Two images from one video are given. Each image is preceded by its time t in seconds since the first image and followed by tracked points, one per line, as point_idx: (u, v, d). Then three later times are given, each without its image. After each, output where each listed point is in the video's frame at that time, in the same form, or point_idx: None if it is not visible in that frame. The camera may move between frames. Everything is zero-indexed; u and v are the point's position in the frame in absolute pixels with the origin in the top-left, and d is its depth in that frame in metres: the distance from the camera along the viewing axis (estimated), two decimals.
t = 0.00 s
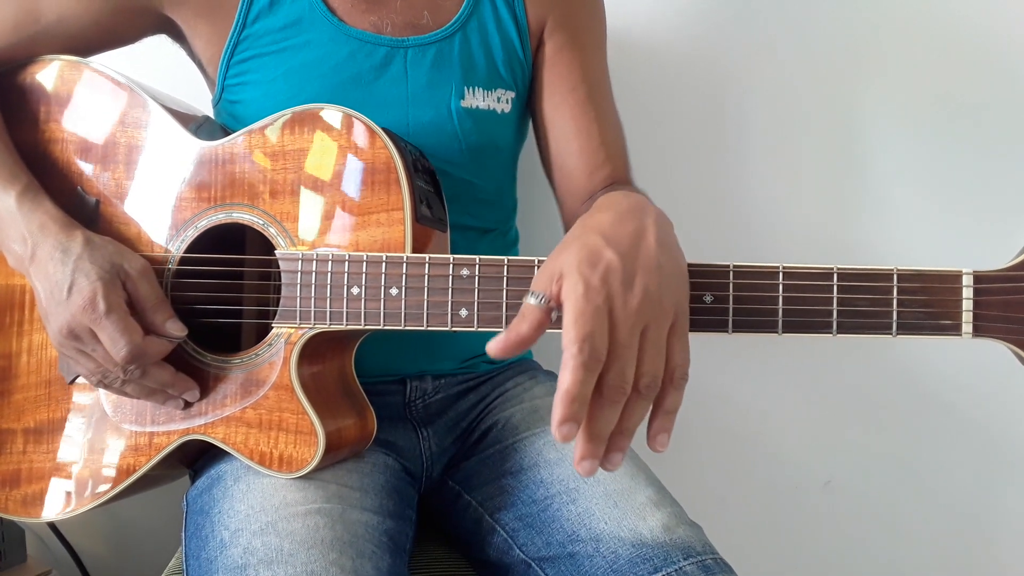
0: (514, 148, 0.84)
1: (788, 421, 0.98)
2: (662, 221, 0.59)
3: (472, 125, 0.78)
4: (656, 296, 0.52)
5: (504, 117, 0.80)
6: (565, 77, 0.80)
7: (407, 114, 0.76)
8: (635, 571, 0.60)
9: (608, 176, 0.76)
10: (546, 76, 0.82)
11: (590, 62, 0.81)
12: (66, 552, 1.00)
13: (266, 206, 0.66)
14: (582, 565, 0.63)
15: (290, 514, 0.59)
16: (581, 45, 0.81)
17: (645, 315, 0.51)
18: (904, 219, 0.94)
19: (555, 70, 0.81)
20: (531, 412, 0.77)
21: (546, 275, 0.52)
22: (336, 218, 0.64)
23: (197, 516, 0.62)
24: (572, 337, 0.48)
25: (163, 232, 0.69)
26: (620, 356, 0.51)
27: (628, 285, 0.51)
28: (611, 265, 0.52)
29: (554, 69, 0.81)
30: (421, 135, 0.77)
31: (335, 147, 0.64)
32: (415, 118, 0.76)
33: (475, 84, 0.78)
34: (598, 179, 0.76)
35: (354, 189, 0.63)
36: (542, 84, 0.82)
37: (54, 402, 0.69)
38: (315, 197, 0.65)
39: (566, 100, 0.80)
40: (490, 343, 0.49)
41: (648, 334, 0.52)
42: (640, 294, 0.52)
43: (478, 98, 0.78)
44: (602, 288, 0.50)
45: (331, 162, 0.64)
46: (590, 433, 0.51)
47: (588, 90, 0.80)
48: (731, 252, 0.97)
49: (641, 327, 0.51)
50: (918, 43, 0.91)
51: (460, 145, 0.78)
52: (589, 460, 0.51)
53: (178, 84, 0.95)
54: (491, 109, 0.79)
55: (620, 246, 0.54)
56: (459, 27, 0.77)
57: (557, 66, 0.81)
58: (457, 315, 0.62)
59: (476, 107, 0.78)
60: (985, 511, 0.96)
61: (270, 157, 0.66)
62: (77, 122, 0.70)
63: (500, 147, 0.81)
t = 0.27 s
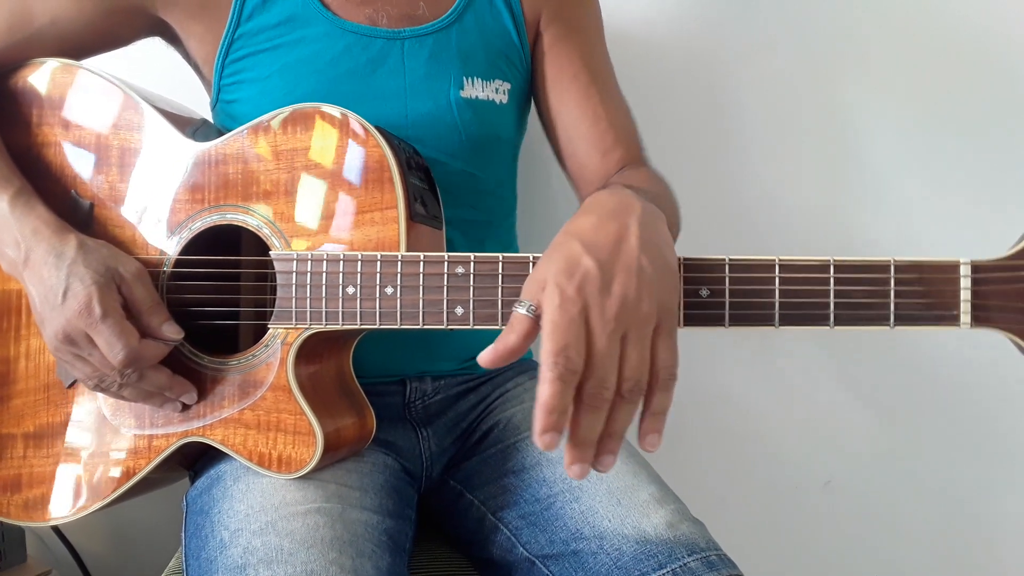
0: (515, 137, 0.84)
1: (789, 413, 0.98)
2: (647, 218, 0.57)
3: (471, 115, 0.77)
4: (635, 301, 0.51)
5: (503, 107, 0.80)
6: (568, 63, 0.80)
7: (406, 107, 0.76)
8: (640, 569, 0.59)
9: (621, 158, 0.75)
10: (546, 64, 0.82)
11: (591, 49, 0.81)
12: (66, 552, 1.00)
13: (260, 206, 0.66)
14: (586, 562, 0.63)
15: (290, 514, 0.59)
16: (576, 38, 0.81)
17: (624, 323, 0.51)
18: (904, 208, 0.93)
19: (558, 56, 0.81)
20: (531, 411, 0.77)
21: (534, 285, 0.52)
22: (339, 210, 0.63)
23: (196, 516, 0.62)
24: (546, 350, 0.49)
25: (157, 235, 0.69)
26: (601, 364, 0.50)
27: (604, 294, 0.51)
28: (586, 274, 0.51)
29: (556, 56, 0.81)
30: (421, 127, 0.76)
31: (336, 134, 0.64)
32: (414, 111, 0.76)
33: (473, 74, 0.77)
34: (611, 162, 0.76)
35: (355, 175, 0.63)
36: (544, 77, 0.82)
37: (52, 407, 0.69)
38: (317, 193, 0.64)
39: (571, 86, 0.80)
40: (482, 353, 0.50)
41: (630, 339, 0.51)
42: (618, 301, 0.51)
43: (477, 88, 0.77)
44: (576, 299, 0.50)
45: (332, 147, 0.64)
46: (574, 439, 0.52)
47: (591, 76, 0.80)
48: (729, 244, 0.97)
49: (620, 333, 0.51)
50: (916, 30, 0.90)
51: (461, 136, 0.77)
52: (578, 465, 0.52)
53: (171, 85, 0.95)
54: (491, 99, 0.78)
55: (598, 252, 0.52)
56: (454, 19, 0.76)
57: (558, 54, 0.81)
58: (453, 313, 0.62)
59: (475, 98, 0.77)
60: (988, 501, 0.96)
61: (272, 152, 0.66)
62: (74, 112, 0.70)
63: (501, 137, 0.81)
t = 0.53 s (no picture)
0: (516, 132, 0.84)
1: (789, 408, 0.99)
2: (651, 216, 0.57)
3: (472, 111, 0.77)
4: (637, 298, 0.52)
5: (502, 104, 0.80)
6: (568, 56, 0.81)
7: (406, 104, 0.76)
8: (640, 567, 0.60)
9: (621, 151, 0.75)
10: (547, 57, 0.82)
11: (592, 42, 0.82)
12: (65, 552, 1.00)
13: (259, 205, 0.66)
14: (586, 561, 0.63)
15: (293, 514, 0.59)
16: (574, 37, 0.81)
17: (626, 319, 0.51)
18: (901, 204, 0.94)
19: (560, 48, 0.81)
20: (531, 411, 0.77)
21: (535, 279, 0.52)
22: (332, 205, 0.64)
23: (198, 517, 0.62)
24: (547, 343, 0.49)
25: (156, 235, 0.68)
26: (599, 359, 0.51)
27: (607, 289, 0.51)
28: (590, 269, 0.51)
29: (557, 49, 0.81)
30: (422, 124, 0.76)
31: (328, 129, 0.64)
32: (415, 108, 0.76)
33: (473, 70, 0.77)
34: (611, 155, 0.76)
35: (347, 169, 0.63)
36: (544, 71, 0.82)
37: (52, 409, 0.68)
38: (313, 190, 0.64)
39: (571, 78, 0.80)
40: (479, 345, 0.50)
41: (629, 336, 0.52)
42: (620, 297, 0.51)
43: (477, 85, 0.77)
44: (579, 293, 0.50)
45: (325, 139, 0.64)
46: (569, 433, 0.52)
47: (591, 69, 0.80)
48: (727, 240, 0.97)
49: (621, 329, 0.51)
50: (912, 26, 0.91)
51: (461, 133, 0.77)
52: (573, 458, 0.52)
53: (168, 85, 0.95)
54: (490, 95, 0.79)
55: (602, 247, 0.53)
56: (454, 16, 0.76)
57: (559, 46, 0.81)
58: (455, 312, 0.62)
59: (475, 94, 0.77)
60: (985, 494, 0.97)
61: (267, 150, 0.66)
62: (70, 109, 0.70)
63: (502, 134, 0.81)
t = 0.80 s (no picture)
0: (516, 136, 0.83)
1: (791, 411, 0.98)
2: (667, 217, 0.58)
3: (473, 111, 0.77)
4: (658, 294, 0.52)
5: (504, 104, 0.80)
6: (562, 61, 0.80)
7: (408, 103, 0.75)
8: (640, 569, 0.59)
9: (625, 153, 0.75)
10: (546, 60, 0.80)
11: (586, 49, 0.81)
12: (66, 553, 0.99)
13: (261, 207, 0.65)
14: (586, 563, 0.62)
15: (294, 515, 0.58)
16: (578, 36, 0.81)
17: (647, 313, 0.51)
18: (906, 206, 0.93)
19: (553, 54, 0.80)
20: (532, 411, 0.77)
21: (545, 267, 0.53)
22: (335, 203, 0.63)
23: (199, 518, 0.62)
24: (572, 331, 0.49)
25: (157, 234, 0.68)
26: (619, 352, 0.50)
27: (631, 282, 0.51)
28: (614, 261, 0.51)
29: (552, 53, 0.80)
30: (424, 123, 0.75)
31: (330, 127, 0.64)
32: (417, 106, 0.75)
33: (475, 70, 0.77)
34: (592, 168, 0.76)
35: (349, 168, 0.63)
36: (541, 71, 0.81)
37: (52, 409, 0.68)
38: (315, 190, 0.64)
39: (563, 85, 0.79)
40: (486, 333, 0.50)
41: (648, 332, 0.52)
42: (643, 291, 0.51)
43: (479, 84, 0.77)
44: (604, 283, 0.50)
45: (327, 141, 0.64)
46: (585, 427, 0.52)
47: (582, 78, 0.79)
48: (732, 241, 0.96)
49: (642, 324, 0.51)
50: (919, 28, 0.90)
51: (463, 134, 0.77)
52: (580, 455, 0.52)
53: (170, 83, 0.94)
54: (492, 95, 0.78)
55: (624, 242, 0.53)
56: (456, 13, 0.76)
57: (554, 50, 0.80)
58: (457, 315, 0.61)
59: (476, 94, 0.77)
60: (988, 498, 0.97)
61: (269, 150, 0.65)
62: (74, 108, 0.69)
63: (504, 133, 0.81)
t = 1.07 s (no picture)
0: (516, 137, 0.83)
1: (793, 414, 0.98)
2: (676, 225, 0.58)
3: (475, 114, 0.77)
4: (657, 299, 0.52)
5: (505, 106, 0.79)
6: (566, 61, 0.79)
7: (410, 104, 0.75)
8: (633, 570, 0.59)
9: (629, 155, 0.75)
10: (546, 62, 0.80)
11: (591, 48, 0.81)
12: (66, 552, 1.00)
13: (263, 207, 0.65)
14: (581, 563, 0.62)
15: (296, 515, 0.58)
16: (583, 37, 0.80)
17: (643, 317, 0.52)
18: (911, 210, 0.93)
19: (557, 54, 0.79)
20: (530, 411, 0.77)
21: (550, 252, 0.51)
22: (335, 202, 0.63)
23: (200, 518, 0.62)
24: (567, 321, 0.48)
25: (159, 233, 0.68)
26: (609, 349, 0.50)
27: (634, 283, 0.51)
28: (619, 260, 0.51)
29: (556, 54, 0.79)
30: (424, 125, 0.75)
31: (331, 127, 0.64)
32: (418, 109, 0.75)
33: (476, 72, 0.76)
34: (600, 168, 0.75)
35: (351, 169, 0.63)
36: (542, 72, 0.80)
37: (54, 407, 0.68)
38: (316, 190, 0.64)
39: (566, 86, 0.79)
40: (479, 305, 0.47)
41: (640, 336, 0.52)
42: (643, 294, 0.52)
43: (480, 86, 0.77)
44: (607, 279, 0.50)
45: (327, 141, 0.64)
46: (561, 417, 0.51)
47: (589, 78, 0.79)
48: (735, 243, 0.96)
49: (636, 327, 0.51)
50: (926, 30, 0.90)
51: (463, 136, 0.77)
52: (550, 445, 0.50)
53: (172, 80, 0.94)
54: (493, 98, 0.78)
55: (633, 242, 0.53)
56: (458, 15, 0.76)
57: (557, 52, 0.79)
58: (458, 317, 0.61)
59: (477, 96, 0.77)
60: (989, 502, 0.96)
61: (271, 150, 0.65)
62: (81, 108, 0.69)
63: (506, 135, 0.80)
